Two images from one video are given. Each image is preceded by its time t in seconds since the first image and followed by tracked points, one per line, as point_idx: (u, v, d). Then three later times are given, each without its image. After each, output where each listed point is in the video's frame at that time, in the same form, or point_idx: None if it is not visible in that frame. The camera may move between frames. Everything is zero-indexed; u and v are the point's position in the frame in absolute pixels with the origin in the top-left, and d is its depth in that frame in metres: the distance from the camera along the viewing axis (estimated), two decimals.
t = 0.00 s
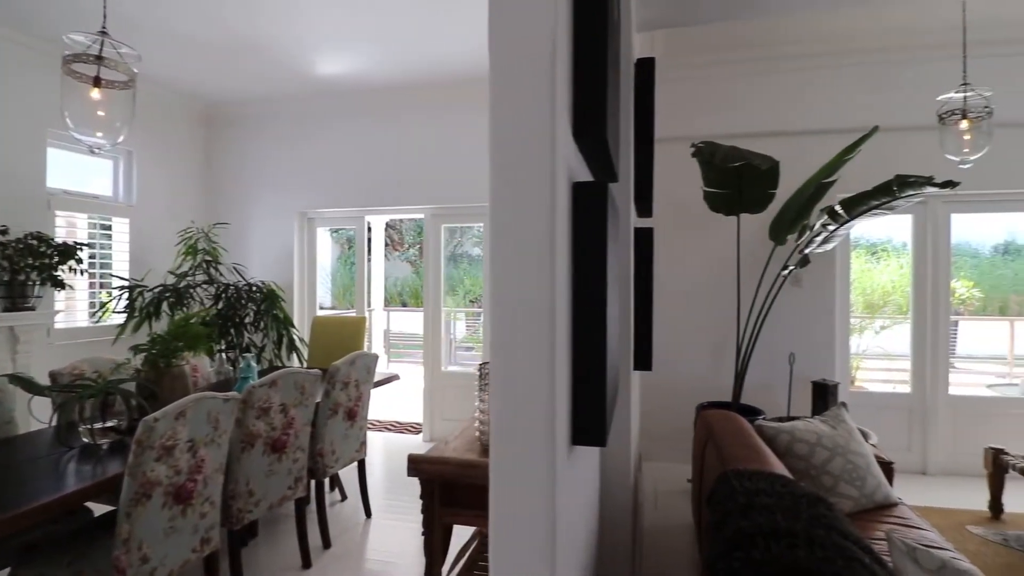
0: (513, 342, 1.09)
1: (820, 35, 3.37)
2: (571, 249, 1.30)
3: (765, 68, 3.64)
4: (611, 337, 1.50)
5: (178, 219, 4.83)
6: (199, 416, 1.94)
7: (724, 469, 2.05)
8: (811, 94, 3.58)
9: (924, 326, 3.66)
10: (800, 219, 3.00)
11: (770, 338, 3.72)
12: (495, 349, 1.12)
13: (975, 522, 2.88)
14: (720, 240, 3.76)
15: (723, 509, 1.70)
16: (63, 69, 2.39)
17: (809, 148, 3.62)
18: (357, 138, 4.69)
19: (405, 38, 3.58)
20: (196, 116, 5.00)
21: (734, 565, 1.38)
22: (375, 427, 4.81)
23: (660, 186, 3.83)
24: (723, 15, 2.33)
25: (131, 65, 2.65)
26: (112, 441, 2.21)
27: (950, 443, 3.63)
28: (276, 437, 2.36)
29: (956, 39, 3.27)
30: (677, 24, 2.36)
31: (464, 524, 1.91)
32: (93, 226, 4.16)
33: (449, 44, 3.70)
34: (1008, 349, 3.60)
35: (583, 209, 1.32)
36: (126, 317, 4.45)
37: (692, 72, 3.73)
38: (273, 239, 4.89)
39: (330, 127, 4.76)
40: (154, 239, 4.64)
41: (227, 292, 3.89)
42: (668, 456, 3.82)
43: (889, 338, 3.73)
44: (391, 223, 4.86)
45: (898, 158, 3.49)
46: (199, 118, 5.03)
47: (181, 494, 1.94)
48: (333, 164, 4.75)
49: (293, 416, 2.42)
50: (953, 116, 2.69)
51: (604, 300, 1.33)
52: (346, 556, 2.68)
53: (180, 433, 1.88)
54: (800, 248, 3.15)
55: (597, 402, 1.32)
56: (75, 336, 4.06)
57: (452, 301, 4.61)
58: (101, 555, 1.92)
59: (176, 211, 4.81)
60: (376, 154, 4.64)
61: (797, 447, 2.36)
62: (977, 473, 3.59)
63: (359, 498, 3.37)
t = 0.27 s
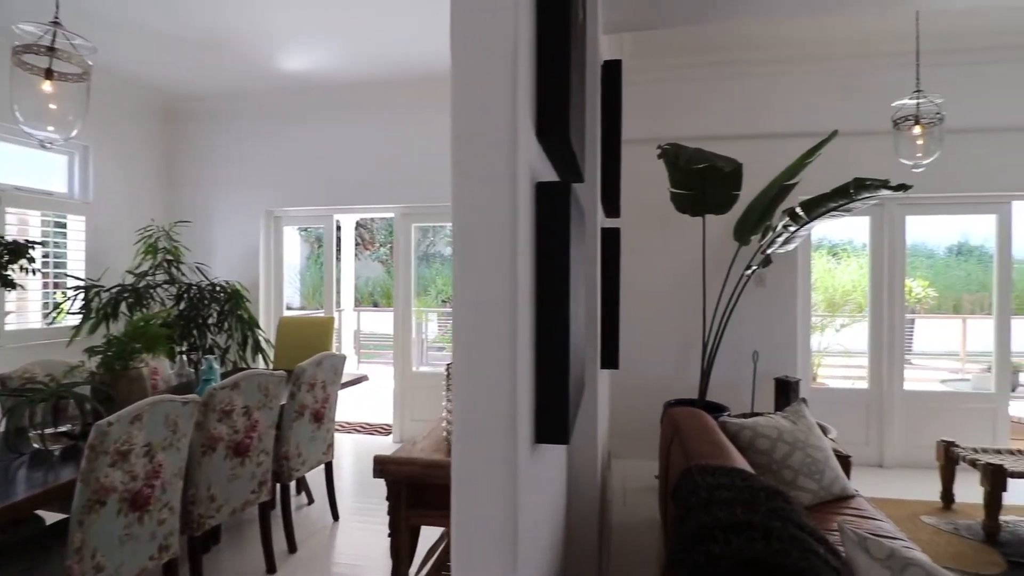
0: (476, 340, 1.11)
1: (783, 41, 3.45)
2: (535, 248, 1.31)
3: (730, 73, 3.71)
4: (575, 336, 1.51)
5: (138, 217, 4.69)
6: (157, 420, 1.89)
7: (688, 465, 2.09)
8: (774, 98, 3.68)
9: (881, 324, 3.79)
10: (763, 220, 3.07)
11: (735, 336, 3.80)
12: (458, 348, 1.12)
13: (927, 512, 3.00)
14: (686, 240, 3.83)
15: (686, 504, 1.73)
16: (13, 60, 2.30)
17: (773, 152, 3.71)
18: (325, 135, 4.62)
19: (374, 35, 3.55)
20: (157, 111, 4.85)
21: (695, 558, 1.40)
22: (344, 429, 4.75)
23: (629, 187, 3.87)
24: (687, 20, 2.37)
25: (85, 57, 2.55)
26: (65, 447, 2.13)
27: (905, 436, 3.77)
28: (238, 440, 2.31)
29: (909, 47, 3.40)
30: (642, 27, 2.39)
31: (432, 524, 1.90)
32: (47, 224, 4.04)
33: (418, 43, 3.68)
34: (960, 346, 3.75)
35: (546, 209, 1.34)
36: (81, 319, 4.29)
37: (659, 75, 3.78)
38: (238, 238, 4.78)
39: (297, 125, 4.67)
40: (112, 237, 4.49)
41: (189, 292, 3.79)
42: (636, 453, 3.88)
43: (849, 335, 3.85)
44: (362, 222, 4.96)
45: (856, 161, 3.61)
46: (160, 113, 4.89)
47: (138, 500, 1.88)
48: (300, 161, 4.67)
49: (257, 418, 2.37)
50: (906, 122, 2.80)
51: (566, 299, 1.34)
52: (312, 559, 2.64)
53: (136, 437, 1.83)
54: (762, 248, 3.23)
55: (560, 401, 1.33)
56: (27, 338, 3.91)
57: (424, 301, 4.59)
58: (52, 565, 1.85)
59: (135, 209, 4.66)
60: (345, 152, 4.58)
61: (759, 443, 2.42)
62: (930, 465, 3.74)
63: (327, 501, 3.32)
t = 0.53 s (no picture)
0: (433, 339, 1.10)
1: (744, 46, 3.54)
2: (495, 249, 1.31)
3: (694, 76, 3.78)
4: (537, 335, 1.52)
5: (90, 214, 4.50)
6: (106, 425, 1.82)
7: (650, 461, 2.12)
8: (736, 102, 3.76)
9: (837, 322, 3.92)
10: (725, 221, 3.14)
11: (698, 335, 3.88)
12: (416, 347, 1.12)
13: (879, 503, 3.12)
14: (651, 240, 3.89)
15: (647, 499, 1.76)
16: None
17: (735, 154, 3.80)
18: (289, 132, 4.52)
19: (339, 31, 3.49)
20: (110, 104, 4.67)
21: (653, 552, 1.43)
22: (309, 431, 4.66)
23: (595, 187, 3.91)
24: (651, 23, 2.40)
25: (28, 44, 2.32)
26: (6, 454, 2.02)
27: (859, 429, 3.91)
28: (195, 444, 2.24)
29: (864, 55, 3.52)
30: (605, 29, 2.41)
31: (395, 526, 1.88)
32: None
33: (383, 40, 3.64)
34: (911, 343, 3.90)
35: (507, 209, 1.34)
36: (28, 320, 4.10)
37: (626, 77, 3.83)
38: (197, 236, 4.64)
39: (260, 121, 4.56)
40: (62, 235, 4.30)
41: (143, 292, 3.67)
42: (602, 450, 3.92)
43: (807, 333, 3.97)
44: (328, 220, 4.73)
45: (814, 165, 3.73)
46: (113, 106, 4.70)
47: (86, 509, 1.81)
48: (263, 158, 4.56)
49: (215, 422, 2.31)
50: (859, 127, 2.90)
51: (526, 298, 1.34)
52: (273, 565, 2.59)
53: (84, 443, 1.75)
54: (723, 248, 3.31)
55: (520, 400, 1.34)
56: None
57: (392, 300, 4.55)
58: None
59: (87, 205, 4.47)
60: (309, 149, 4.50)
61: (720, 438, 2.48)
62: (882, 458, 3.89)
63: (290, 505, 3.25)
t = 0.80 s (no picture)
0: (393, 339, 1.09)
1: (710, 51, 3.60)
2: (457, 248, 1.31)
3: (661, 79, 3.84)
4: (501, 334, 1.52)
5: (41, 211, 4.31)
6: (55, 430, 1.75)
7: (615, 458, 2.15)
8: (701, 105, 3.84)
9: (800, 321, 4.03)
10: (691, 222, 3.20)
11: (665, 333, 3.94)
12: (375, 347, 1.10)
13: (837, 495, 3.22)
14: (619, 240, 3.93)
15: (611, 496, 1.78)
16: None
17: (701, 156, 3.87)
18: (254, 128, 4.43)
19: (306, 27, 3.43)
20: (64, 96, 4.48)
21: (615, 548, 1.45)
22: (275, 434, 4.57)
23: (565, 187, 3.94)
24: (617, 25, 2.43)
25: None
26: None
27: (818, 424, 4.03)
28: (151, 449, 2.18)
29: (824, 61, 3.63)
30: (572, 30, 2.42)
31: (359, 528, 1.86)
32: None
33: (351, 36, 3.59)
34: (869, 341, 4.04)
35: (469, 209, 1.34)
36: None
37: (595, 79, 3.86)
38: (157, 234, 4.51)
39: (224, 117, 4.45)
40: (10, 232, 4.10)
41: (99, 293, 3.53)
42: (571, 448, 3.95)
43: (770, 331, 4.08)
44: (296, 220, 4.99)
45: (776, 167, 3.83)
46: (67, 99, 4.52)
47: (34, 518, 1.74)
48: (227, 155, 4.45)
49: (173, 426, 2.25)
50: (818, 131, 2.99)
51: (489, 297, 1.34)
52: (235, 571, 2.53)
53: (31, 450, 1.68)
54: (688, 248, 3.37)
55: (483, 400, 1.34)
56: None
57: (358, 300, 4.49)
58: None
59: (39, 202, 4.28)
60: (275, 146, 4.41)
61: (684, 434, 2.52)
62: (841, 452, 4.02)
63: (253, 510, 3.19)
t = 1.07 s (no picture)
0: (352, 338, 1.08)
1: (676, 54, 3.66)
2: (418, 245, 1.30)
3: (628, 81, 3.89)
4: (464, 333, 1.52)
5: None
6: None
7: (581, 456, 2.17)
8: (667, 108, 3.90)
9: (762, 319, 4.13)
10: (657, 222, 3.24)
11: (632, 332, 4.00)
12: (333, 346, 1.09)
13: (796, 489, 3.32)
14: (588, 240, 3.97)
15: (575, 493, 1.80)
16: None
17: (667, 158, 3.94)
18: (215, 123, 4.31)
19: (269, 20, 3.36)
20: (11, 87, 4.28)
21: (577, 544, 1.46)
22: (237, 437, 4.46)
23: (534, 187, 3.95)
24: (582, 27, 2.45)
25: None
26: None
27: (779, 420, 4.15)
28: (103, 455, 2.10)
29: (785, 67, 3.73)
30: (538, 31, 2.44)
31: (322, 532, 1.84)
32: None
33: (316, 31, 3.53)
34: (829, 338, 4.17)
35: (431, 206, 1.33)
36: None
37: (563, 80, 3.89)
38: (112, 232, 4.35)
39: (185, 111, 4.32)
40: None
41: (50, 293, 3.39)
42: (539, 447, 3.97)
43: (734, 329, 4.17)
44: (260, 218, 4.87)
45: (739, 169, 3.92)
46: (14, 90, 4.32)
47: None
48: (187, 151, 4.33)
49: (127, 430, 2.17)
50: (778, 135, 3.07)
51: (451, 296, 1.34)
52: None
53: None
54: (654, 247, 3.42)
55: (445, 399, 1.33)
56: None
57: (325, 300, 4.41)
58: None
59: None
60: (238, 143, 4.31)
61: (649, 431, 2.57)
62: (800, 446, 4.15)
63: (214, 515, 3.11)
